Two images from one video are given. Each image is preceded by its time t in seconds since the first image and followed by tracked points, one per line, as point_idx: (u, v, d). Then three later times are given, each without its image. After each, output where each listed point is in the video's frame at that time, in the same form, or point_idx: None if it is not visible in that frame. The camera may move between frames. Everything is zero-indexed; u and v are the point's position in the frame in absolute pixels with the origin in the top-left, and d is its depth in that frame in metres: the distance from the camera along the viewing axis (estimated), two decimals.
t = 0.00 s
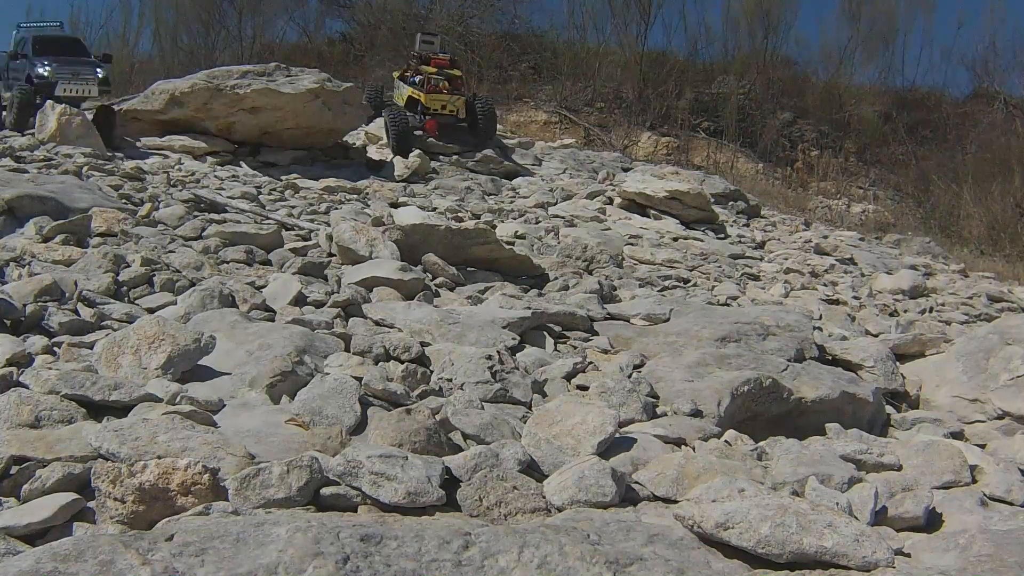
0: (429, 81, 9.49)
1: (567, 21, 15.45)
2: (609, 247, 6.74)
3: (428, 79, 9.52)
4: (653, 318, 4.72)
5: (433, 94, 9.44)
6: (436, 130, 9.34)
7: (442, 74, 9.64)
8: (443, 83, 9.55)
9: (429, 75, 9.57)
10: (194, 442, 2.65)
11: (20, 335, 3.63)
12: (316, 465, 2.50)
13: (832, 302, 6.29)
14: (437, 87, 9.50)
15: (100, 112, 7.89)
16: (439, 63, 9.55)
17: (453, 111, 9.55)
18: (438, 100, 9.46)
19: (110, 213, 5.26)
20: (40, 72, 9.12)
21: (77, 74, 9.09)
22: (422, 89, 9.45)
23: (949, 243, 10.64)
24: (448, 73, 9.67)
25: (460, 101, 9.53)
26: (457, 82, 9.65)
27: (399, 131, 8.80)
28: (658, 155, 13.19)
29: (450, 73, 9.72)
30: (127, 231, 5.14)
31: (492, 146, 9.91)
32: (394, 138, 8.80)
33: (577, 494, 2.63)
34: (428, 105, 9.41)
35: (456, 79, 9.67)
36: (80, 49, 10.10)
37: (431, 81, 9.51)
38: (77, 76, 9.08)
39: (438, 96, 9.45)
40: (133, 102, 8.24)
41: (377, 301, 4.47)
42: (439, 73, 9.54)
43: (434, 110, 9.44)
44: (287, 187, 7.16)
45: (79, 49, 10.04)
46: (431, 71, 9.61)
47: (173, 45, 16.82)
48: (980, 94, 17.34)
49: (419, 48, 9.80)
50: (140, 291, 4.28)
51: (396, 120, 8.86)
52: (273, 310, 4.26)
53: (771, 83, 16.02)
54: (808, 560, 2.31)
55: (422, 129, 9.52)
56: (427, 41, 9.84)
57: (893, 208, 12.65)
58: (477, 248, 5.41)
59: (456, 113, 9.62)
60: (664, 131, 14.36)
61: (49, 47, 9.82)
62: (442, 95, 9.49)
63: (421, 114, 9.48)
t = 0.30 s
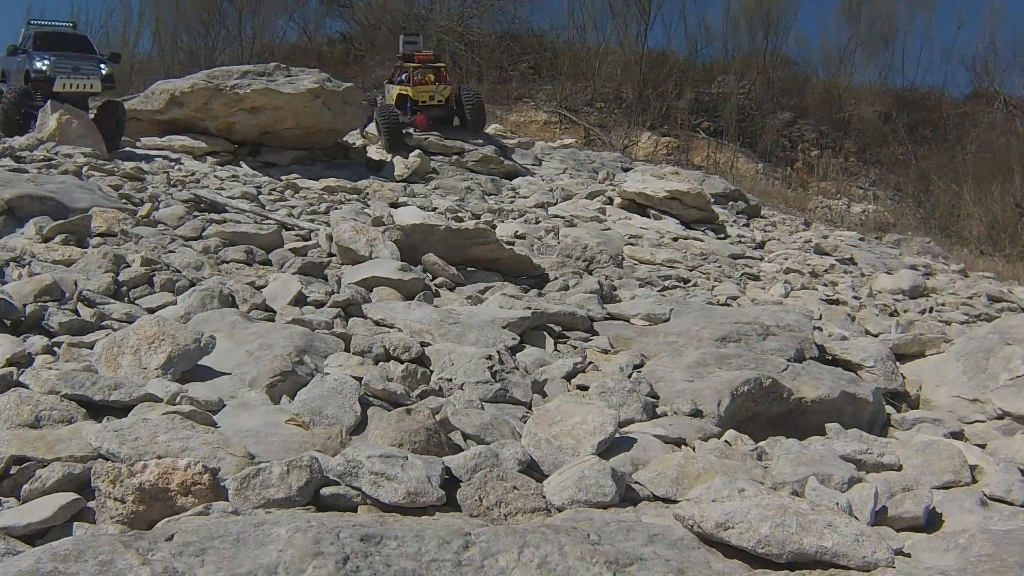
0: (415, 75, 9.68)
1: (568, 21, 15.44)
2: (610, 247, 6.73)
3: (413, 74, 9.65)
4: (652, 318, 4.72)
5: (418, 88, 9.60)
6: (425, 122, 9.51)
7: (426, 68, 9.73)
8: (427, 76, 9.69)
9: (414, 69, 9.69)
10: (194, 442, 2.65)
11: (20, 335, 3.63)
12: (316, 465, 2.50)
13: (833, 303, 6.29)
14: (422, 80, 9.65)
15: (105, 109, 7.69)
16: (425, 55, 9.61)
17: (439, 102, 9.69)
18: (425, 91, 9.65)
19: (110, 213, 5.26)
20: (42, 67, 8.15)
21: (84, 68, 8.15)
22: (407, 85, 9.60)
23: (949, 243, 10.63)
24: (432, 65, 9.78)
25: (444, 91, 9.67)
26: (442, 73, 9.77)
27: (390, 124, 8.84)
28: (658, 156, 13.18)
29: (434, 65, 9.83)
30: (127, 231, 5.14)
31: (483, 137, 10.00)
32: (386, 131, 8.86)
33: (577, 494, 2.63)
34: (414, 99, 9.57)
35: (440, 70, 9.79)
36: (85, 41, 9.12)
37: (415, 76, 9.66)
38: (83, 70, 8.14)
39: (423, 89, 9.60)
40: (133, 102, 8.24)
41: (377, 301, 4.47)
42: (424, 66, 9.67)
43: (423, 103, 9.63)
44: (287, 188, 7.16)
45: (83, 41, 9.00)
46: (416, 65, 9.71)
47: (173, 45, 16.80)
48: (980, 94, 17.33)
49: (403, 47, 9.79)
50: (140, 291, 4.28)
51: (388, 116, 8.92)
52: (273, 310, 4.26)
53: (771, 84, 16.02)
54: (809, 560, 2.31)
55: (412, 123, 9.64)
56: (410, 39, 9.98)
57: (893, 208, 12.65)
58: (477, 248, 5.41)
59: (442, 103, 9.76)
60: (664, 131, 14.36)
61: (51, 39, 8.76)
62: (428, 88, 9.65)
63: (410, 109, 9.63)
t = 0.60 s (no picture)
0: (408, 78, 9.69)
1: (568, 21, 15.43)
2: (610, 247, 6.73)
3: (406, 76, 9.67)
4: (653, 318, 4.72)
5: (411, 91, 9.63)
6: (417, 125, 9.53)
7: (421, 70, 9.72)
8: (421, 79, 9.70)
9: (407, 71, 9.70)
10: (194, 442, 2.65)
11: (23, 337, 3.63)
12: (316, 465, 2.50)
13: (833, 303, 6.29)
14: (414, 83, 9.67)
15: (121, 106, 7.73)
16: (419, 58, 9.56)
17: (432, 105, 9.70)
18: (417, 96, 9.66)
19: (110, 213, 5.26)
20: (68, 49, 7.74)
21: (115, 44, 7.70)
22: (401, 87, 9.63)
23: (949, 243, 10.64)
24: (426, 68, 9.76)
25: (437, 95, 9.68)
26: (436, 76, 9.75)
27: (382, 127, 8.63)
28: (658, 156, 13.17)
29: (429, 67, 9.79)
30: (127, 231, 5.14)
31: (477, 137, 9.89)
32: (378, 136, 8.67)
33: (577, 494, 2.63)
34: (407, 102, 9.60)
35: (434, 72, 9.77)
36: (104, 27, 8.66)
37: (408, 78, 9.68)
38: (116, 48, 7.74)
39: (415, 92, 9.62)
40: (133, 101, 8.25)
41: (377, 301, 4.47)
42: (418, 68, 9.66)
43: (416, 106, 9.65)
44: (287, 187, 7.16)
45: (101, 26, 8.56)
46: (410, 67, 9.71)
47: (172, 45, 16.77)
48: (980, 94, 17.31)
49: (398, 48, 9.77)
50: (140, 291, 4.28)
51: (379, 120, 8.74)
52: (273, 310, 4.26)
53: (770, 84, 16.03)
54: (808, 560, 2.31)
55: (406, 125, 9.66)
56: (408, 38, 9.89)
57: (893, 208, 12.65)
58: (477, 248, 5.41)
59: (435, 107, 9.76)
60: (664, 131, 14.36)
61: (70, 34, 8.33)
62: (420, 91, 9.66)
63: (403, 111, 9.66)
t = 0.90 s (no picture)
0: (393, 79, 9.99)
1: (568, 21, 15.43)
2: (609, 246, 6.73)
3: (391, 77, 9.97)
4: (652, 318, 4.71)
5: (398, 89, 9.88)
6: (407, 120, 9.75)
7: (403, 71, 10.06)
8: (405, 79, 10.02)
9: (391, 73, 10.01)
10: (194, 442, 2.65)
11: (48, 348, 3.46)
12: (316, 465, 2.50)
13: (833, 303, 6.29)
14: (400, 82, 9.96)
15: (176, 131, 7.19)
16: (401, 59, 9.93)
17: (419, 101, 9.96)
18: (405, 94, 9.91)
19: (110, 213, 5.26)
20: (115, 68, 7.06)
21: (167, 70, 6.96)
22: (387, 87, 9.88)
23: (949, 243, 10.64)
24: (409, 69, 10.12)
25: (423, 91, 9.97)
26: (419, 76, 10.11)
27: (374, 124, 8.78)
28: (658, 156, 13.16)
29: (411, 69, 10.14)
30: (127, 231, 5.14)
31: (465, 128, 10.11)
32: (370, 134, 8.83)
33: (576, 494, 2.63)
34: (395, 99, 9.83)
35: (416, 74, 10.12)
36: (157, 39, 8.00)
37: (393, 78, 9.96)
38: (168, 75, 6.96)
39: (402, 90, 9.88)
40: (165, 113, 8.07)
41: (376, 301, 4.47)
42: (400, 70, 10.01)
43: (404, 103, 9.88)
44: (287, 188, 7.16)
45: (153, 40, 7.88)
46: (392, 69, 10.03)
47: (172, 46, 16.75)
48: (980, 94, 17.31)
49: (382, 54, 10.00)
50: (140, 290, 4.28)
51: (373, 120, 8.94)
52: (273, 310, 4.26)
53: (770, 84, 16.04)
54: (808, 560, 2.31)
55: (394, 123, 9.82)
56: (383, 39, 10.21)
57: (893, 208, 12.65)
58: (477, 248, 5.41)
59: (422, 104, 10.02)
60: (664, 131, 14.37)
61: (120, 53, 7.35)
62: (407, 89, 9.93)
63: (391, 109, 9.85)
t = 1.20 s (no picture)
0: (372, 76, 10.01)
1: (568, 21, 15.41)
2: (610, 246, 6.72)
3: (370, 74, 10.00)
4: (652, 318, 4.71)
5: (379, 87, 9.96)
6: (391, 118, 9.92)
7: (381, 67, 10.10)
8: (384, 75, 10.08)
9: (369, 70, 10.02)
10: (194, 442, 2.65)
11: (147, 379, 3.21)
12: (316, 465, 2.50)
13: (833, 303, 6.29)
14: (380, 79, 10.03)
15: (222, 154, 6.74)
16: (379, 56, 9.94)
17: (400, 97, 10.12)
18: (386, 90, 10.01)
19: (110, 213, 5.26)
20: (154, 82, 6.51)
21: (209, 81, 6.61)
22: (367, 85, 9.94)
23: (949, 243, 10.64)
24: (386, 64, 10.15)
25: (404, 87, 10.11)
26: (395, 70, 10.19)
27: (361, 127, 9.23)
28: (658, 156, 13.16)
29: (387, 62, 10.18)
30: (127, 231, 5.14)
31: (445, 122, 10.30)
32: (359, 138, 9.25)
33: (576, 495, 2.63)
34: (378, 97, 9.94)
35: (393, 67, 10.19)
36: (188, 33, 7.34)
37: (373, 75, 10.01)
38: (213, 89, 6.62)
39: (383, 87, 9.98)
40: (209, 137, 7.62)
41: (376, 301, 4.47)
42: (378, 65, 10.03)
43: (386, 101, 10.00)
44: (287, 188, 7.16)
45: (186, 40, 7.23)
46: (369, 66, 10.04)
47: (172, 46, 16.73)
48: (980, 94, 17.30)
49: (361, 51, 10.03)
50: (140, 290, 4.28)
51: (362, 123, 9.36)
52: (273, 310, 4.26)
53: (770, 84, 16.02)
54: (808, 560, 2.31)
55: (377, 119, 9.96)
56: (357, 35, 10.28)
57: (893, 208, 12.65)
58: (477, 248, 5.40)
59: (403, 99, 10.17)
60: (664, 131, 14.37)
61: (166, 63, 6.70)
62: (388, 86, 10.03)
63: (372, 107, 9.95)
